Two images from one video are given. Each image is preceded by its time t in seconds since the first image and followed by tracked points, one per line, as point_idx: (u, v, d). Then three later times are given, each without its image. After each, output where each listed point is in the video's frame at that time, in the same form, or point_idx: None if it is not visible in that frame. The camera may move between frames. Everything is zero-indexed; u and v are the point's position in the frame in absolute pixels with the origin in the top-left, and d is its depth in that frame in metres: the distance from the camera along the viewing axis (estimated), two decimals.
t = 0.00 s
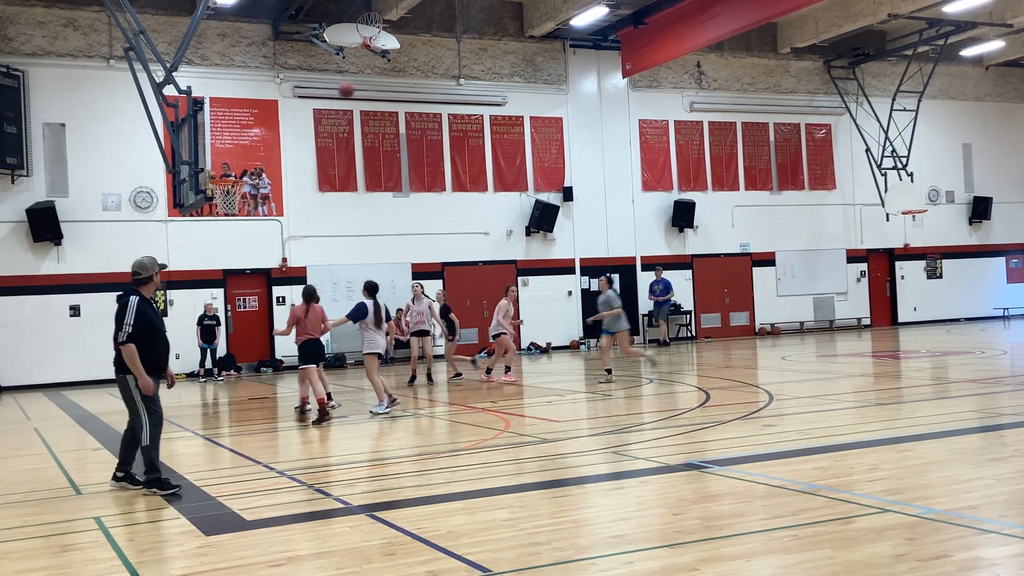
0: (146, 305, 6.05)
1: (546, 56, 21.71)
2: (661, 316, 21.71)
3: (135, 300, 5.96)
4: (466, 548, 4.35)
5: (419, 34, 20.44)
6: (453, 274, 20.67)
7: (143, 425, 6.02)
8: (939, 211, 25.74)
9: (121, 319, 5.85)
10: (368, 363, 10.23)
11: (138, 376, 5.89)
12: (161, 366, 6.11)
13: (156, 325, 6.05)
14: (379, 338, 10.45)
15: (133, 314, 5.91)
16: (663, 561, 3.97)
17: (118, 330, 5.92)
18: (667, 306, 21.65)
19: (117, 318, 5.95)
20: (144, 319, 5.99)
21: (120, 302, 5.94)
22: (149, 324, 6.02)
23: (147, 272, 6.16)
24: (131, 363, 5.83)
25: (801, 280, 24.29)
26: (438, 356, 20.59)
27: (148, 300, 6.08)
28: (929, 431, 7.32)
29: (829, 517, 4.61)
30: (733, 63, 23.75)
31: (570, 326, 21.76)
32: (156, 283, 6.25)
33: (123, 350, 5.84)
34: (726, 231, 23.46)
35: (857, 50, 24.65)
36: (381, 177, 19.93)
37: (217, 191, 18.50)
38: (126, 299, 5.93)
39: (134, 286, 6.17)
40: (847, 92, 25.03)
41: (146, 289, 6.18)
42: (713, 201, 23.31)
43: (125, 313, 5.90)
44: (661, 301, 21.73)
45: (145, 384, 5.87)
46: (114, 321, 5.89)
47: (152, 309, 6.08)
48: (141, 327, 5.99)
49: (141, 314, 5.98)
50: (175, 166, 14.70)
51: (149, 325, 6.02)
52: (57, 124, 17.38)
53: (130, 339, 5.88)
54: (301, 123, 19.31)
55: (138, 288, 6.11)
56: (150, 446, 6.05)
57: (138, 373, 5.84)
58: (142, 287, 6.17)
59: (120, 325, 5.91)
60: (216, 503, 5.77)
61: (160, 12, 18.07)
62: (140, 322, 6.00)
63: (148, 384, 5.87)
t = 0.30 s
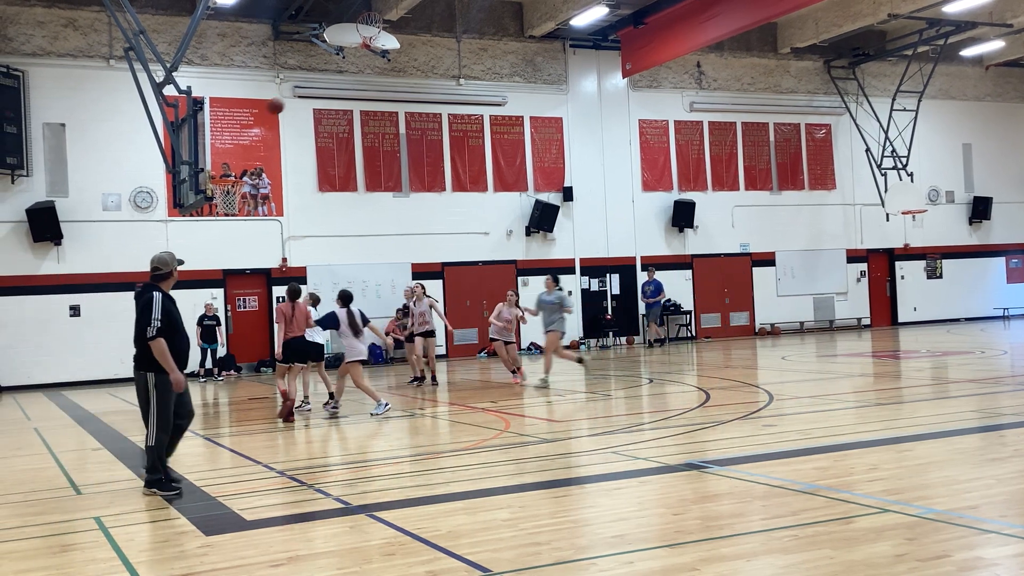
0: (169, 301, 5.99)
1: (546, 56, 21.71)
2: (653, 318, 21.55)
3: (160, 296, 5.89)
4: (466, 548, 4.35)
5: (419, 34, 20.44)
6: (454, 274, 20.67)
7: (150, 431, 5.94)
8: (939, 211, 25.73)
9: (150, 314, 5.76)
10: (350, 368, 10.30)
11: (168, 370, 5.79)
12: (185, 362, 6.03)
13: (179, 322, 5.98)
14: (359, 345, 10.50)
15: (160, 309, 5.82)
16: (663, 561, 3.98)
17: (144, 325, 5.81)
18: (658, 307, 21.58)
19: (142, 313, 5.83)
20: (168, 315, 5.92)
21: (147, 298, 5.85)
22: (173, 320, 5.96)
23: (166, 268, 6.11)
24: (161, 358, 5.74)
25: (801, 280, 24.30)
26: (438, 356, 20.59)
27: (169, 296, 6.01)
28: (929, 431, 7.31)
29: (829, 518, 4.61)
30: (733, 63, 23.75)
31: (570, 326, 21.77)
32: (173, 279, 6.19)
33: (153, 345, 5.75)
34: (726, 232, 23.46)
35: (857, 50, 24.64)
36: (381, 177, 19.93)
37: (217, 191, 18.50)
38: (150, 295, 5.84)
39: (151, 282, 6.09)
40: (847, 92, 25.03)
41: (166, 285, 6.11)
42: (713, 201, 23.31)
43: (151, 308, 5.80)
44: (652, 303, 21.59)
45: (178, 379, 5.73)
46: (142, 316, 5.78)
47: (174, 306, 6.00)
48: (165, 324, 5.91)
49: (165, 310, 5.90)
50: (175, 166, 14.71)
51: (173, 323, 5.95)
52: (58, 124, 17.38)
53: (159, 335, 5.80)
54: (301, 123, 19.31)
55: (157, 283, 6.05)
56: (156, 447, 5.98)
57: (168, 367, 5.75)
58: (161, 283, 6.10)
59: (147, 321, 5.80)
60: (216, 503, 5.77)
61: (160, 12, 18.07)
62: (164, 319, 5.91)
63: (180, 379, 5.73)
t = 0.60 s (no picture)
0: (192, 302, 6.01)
1: (546, 56, 21.71)
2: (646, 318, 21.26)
3: (185, 298, 5.90)
4: (466, 548, 4.35)
5: (419, 34, 20.44)
6: (453, 274, 20.66)
7: (157, 426, 5.87)
8: (939, 211, 25.73)
9: (176, 316, 5.77)
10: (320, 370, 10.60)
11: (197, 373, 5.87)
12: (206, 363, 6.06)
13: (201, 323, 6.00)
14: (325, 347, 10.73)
15: (184, 311, 5.84)
16: (663, 561, 3.97)
17: (169, 327, 5.81)
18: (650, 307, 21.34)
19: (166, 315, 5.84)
20: (192, 317, 5.93)
21: (170, 299, 5.85)
22: (197, 321, 5.97)
23: (188, 269, 6.12)
24: (188, 361, 5.78)
25: (801, 280, 24.30)
26: (438, 356, 20.59)
27: (191, 297, 6.02)
28: (929, 431, 7.31)
29: (829, 518, 4.61)
30: (733, 63, 23.76)
31: (570, 326, 21.77)
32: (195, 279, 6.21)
33: (179, 347, 5.78)
34: (726, 232, 23.46)
35: (857, 50, 24.64)
36: (381, 177, 19.93)
37: (217, 191, 18.50)
38: (174, 297, 5.85)
39: (173, 282, 6.09)
40: (847, 92, 25.03)
41: (187, 286, 6.12)
42: (713, 201, 23.31)
43: (176, 311, 5.81)
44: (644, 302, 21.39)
45: (207, 380, 5.82)
46: (169, 318, 5.79)
47: (197, 306, 6.02)
48: (188, 325, 5.92)
49: (189, 312, 5.91)
50: (175, 166, 14.73)
51: (196, 324, 5.96)
52: (57, 124, 17.38)
53: (184, 337, 5.81)
54: (301, 123, 19.31)
55: (179, 284, 6.06)
56: (162, 445, 5.94)
57: (196, 370, 5.83)
58: (183, 284, 6.12)
59: (172, 323, 5.81)
60: (216, 503, 5.77)
61: (160, 12, 18.07)
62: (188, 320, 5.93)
63: (210, 380, 5.82)
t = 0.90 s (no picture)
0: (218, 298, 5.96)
1: (546, 56, 21.71)
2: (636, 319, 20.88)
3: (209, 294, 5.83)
4: (466, 548, 4.35)
5: (419, 34, 20.44)
6: (453, 274, 20.66)
7: (205, 417, 5.83)
8: (939, 211, 25.74)
9: (196, 310, 5.72)
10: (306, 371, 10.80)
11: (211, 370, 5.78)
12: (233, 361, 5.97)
13: (228, 319, 5.91)
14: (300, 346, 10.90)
15: (205, 306, 5.78)
16: (663, 561, 3.97)
17: (191, 322, 5.79)
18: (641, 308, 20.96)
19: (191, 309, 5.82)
20: (217, 313, 5.87)
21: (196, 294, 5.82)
22: (222, 318, 5.89)
23: (218, 265, 6.06)
24: (205, 356, 5.71)
25: (801, 280, 24.31)
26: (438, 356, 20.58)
27: (219, 293, 5.96)
28: (929, 431, 7.31)
29: (829, 518, 4.61)
30: (733, 63, 23.76)
31: (570, 326, 21.77)
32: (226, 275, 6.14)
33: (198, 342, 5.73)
34: (726, 232, 23.46)
35: (857, 50, 24.64)
36: (381, 177, 19.93)
37: (217, 191, 18.51)
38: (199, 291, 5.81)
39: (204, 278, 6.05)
40: (847, 92, 25.03)
41: (218, 283, 6.07)
42: (713, 201, 23.32)
43: (198, 305, 5.78)
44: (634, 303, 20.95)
45: (218, 377, 5.72)
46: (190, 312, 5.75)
47: (224, 303, 5.95)
48: (214, 321, 5.86)
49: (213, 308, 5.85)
50: (175, 166, 14.73)
51: (222, 320, 5.89)
52: (58, 124, 17.38)
53: (204, 332, 5.76)
54: (301, 124, 19.31)
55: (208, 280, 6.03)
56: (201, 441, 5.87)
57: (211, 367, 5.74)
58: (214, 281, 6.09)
59: (194, 318, 5.78)
60: (216, 503, 5.76)
61: (160, 12, 18.07)
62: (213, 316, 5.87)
63: (222, 377, 5.71)
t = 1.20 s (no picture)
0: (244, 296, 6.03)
1: (546, 56, 21.71)
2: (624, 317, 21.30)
3: (235, 293, 5.90)
4: (466, 548, 4.35)
5: (419, 34, 20.44)
6: (453, 274, 20.67)
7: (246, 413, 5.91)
8: (939, 211, 25.73)
9: (223, 309, 5.80)
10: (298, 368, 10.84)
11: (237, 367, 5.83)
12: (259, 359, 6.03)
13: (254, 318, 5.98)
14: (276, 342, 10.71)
15: (231, 305, 5.85)
16: (663, 561, 3.97)
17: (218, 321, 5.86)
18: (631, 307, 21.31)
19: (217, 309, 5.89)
20: (243, 312, 5.93)
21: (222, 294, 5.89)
22: (249, 316, 5.96)
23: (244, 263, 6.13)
24: (231, 354, 5.78)
25: (801, 280, 24.31)
26: (438, 356, 20.59)
27: (245, 291, 6.03)
28: (929, 431, 7.31)
29: (829, 518, 4.61)
30: (733, 63, 23.76)
31: (570, 326, 21.76)
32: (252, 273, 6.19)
33: (224, 340, 5.81)
34: (726, 232, 23.46)
35: (857, 50, 24.64)
36: (381, 177, 19.93)
37: (217, 191, 18.51)
38: (226, 290, 5.88)
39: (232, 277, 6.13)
40: (847, 92, 25.04)
41: (243, 281, 6.13)
42: (713, 201, 23.32)
43: (224, 304, 5.85)
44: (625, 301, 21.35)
45: (246, 376, 5.79)
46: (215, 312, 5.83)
47: (250, 301, 6.01)
48: (241, 319, 5.93)
49: (239, 306, 5.92)
50: (175, 166, 14.73)
51: (248, 318, 5.96)
52: (58, 124, 17.38)
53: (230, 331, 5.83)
54: (301, 124, 19.31)
55: (234, 279, 6.09)
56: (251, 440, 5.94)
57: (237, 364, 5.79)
58: (240, 279, 6.15)
59: (221, 317, 5.85)
60: (215, 503, 5.77)
61: (160, 12, 18.07)
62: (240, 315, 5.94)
63: (248, 376, 5.77)
